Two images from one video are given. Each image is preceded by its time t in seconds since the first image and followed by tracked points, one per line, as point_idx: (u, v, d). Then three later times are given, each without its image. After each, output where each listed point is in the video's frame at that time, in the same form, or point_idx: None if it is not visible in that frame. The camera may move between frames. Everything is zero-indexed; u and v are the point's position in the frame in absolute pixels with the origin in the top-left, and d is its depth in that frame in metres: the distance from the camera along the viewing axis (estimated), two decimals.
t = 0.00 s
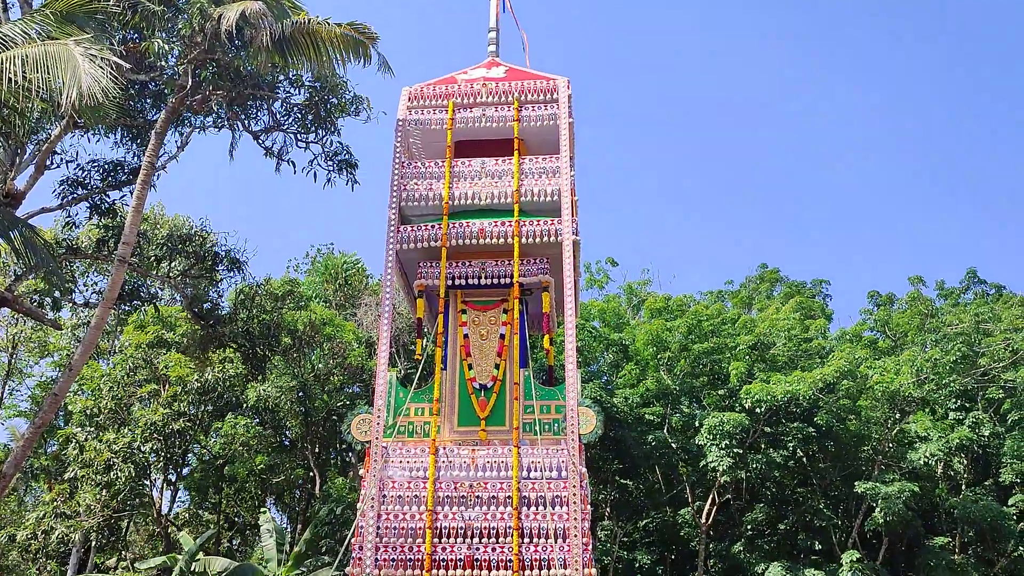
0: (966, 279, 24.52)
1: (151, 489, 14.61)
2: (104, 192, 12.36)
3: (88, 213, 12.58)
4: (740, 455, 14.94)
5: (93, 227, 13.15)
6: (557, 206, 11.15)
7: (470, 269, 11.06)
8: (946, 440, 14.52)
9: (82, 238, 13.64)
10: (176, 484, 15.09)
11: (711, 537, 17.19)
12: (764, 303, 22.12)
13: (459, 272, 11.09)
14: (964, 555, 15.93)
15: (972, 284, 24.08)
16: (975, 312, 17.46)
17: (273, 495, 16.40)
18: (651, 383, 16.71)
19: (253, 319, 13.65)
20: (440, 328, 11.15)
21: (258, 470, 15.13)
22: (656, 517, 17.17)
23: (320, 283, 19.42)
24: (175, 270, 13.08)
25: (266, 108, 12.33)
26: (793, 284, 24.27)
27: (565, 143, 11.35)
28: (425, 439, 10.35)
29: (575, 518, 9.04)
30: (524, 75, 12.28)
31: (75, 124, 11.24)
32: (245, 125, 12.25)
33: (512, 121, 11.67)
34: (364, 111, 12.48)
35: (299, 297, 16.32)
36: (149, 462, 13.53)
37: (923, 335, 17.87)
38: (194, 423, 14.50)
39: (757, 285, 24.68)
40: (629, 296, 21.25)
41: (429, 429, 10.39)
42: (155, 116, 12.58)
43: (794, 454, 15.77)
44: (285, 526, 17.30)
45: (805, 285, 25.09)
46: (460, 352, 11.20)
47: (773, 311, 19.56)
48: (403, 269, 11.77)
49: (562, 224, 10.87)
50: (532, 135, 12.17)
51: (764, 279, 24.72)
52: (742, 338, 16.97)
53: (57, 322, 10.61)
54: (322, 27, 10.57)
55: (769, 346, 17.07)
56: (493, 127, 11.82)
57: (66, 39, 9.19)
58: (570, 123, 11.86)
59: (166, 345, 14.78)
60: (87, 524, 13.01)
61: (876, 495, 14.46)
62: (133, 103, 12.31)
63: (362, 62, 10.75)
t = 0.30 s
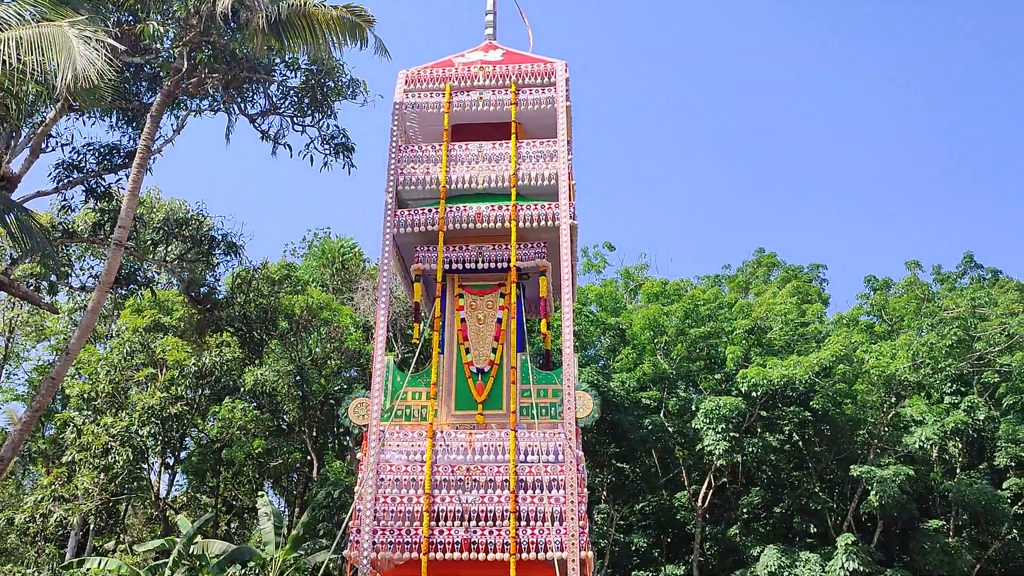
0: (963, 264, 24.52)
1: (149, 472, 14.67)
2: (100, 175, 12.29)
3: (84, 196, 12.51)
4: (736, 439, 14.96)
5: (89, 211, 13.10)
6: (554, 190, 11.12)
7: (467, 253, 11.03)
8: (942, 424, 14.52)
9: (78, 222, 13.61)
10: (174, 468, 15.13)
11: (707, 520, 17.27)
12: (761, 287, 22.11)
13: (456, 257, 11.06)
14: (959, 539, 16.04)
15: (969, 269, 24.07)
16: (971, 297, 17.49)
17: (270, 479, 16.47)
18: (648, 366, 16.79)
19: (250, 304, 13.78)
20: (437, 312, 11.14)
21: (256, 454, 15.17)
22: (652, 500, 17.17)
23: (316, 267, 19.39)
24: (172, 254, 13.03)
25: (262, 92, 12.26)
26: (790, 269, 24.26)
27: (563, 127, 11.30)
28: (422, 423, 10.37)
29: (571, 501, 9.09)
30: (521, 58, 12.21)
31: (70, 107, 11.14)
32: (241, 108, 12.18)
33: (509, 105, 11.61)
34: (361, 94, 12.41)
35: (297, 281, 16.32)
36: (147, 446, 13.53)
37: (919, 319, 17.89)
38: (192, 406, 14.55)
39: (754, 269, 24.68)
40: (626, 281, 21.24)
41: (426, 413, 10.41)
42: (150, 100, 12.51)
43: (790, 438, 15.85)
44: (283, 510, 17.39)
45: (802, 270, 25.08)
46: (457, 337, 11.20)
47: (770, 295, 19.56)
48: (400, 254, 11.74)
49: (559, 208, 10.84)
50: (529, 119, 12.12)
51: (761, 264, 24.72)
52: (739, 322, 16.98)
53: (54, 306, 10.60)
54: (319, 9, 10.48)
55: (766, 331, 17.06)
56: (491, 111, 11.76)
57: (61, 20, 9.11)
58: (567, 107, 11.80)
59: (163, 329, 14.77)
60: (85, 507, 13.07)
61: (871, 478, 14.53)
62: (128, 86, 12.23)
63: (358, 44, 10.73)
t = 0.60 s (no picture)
0: (958, 249, 24.54)
1: (145, 455, 14.71)
2: (94, 158, 12.22)
3: (79, 180, 12.44)
4: (732, 422, 15.01)
5: (83, 194, 13.04)
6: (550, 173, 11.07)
7: (463, 237, 11.01)
8: (936, 408, 14.53)
9: (72, 206, 13.54)
10: (170, 452, 15.17)
11: (701, 503, 17.39)
12: (757, 272, 22.13)
13: (453, 241, 11.05)
14: (951, 521, 16.15)
15: (965, 253, 24.10)
16: (966, 281, 17.53)
17: (266, 462, 16.55)
18: (643, 350, 16.80)
19: (245, 287, 13.65)
20: (432, 296, 11.14)
21: (252, 438, 15.21)
22: (648, 483, 17.37)
23: (312, 252, 19.36)
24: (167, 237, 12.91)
25: (256, 74, 12.20)
26: (786, 254, 24.28)
27: (559, 110, 11.23)
28: (418, 407, 10.40)
29: (567, 484, 9.13)
30: (518, 41, 12.12)
31: (64, 89, 11.04)
32: (236, 91, 12.12)
33: (505, 88, 11.54)
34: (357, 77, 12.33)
35: (293, 265, 16.30)
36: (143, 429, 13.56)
37: (914, 304, 17.93)
38: (188, 390, 14.56)
39: (750, 254, 24.69)
40: (622, 265, 21.24)
41: (422, 397, 10.44)
42: (144, 83, 12.43)
43: (784, 422, 15.94)
44: (279, 493, 17.47)
45: (798, 254, 25.09)
46: (452, 320, 11.21)
47: (765, 280, 19.58)
48: (396, 237, 11.72)
49: (556, 192, 10.80)
50: (525, 101, 12.05)
51: (757, 248, 24.72)
52: (734, 306, 17.00)
53: (49, 289, 10.56)
54: None
55: (761, 315, 17.08)
56: (487, 94, 11.68)
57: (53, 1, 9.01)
58: (564, 90, 11.73)
59: (158, 313, 14.81)
60: (81, 490, 13.06)
61: (865, 462, 14.63)
62: (122, 68, 12.14)
63: (353, 28, 10.57)
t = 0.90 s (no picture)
0: (953, 234, 24.58)
1: (141, 439, 14.73)
2: (88, 141, 12.14)
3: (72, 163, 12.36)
4: (726, 406, 15.07)
5: (77, 177, 12.98)
6: (546, 157, 11.04)
7: (458, 222, 10.98)
8: (928, 392, 14.60)
9: (66, 189, 13.49)
10: (166, 435, 15.22)
11: (696, 486, 17.51)
12: (753, 256, 22.14)
13: (448, 225, 11.02)
14: (943, 504, 16.25)
15: (959, 239, 24.14)
16: (961, 266, 17.55)
17: (262, 446, 16.60)
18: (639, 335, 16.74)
19: (240, 271, 13.62)
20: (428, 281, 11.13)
21: (248, 422, 15.24)
22: (642, 467, 17.45)
23: (308, 236, 19.32)
24: (162, 222, 12.93)
25: (251, 57, 12.10)
26: (781, 238, 24.30)
27: (555, 93, 11.18)
28: (414, 390, 10.42)
29: (562, 467, 9.16)
30: (513, 24, 12.05)
31: (56, 71, 10.95)
32: (230, 74, 12.03)
33: (501, 71, 11.48)
34: (352, 60, 12.25)
35: (288, 249, 16.26)
36: (139, 413, 13.61)
37: (908, 288, 17.98)
38: (183, 373, 14.55)
39: (745, 238, 24.71)
40: (618, 250, 21.23)
41: (418, 380, 10.46)
42: (137, 65, 12.34)
43: (778, 406, 16.03)
44: (275, 477, 17.53)
45: (793, 239, 25.11)
46: (448, 305, 11.21)
47: (761, 264, 19.59)
48: (391, 222, 11.69)
49: (552, 175, 10.77)
50: (521, 85, 11.99)
51: (752, 232, 24.71)
52: (729, 291, 17.03)
53: (42, 274, 10.51)
54: None
55: (756, 300, 17.08)
56: (482, 77, 11.62)
57: None
58: (560, 74, 11.67)
59: (154, 298, 14.85)
60: (77, 473, 13.09)
61: (859, 445, 14.69)
62: (115, 50, 12.04)
63: (349, 11, 10.50)
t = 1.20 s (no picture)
0: (947, 217, 24.59)
1: (135, 421, 14.74)
2: (79, 122, 12.04)
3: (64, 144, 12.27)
4: (720, 388, 15.11)
5: (68, 158, 12.88)
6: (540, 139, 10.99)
7: (452, 204, 10.94)
8: (921, 374, 14.67)
9: (57, 170, 13.39)
10: (160, 417, 15.24)
11: (689, 468, 17.64)
12: (747, 239, 22.13)
13: (442, 207, 10.98)
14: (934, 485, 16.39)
15: (953, 222, 24.16)
16: (955, 249, 17.56)
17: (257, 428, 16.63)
18: (633, 318, 16.77)
19: (234, 254, 13.58)
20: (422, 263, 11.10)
21: (242, 403, 15.25)
22: (635, 449, 17.52)
23: (301, 218, 19.25)
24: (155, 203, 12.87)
25: (243, 37, 11.94)
26: (776, 221, 24.29)
27: (550, 74, 11.11)
28: (408, 373, 10.43)
29: (556, 449, 9.20)
30: (508, 5, 11.95)
31: (46, 51, 10.84)
32: (223, 55, 11.89)
33: (496, 53, 11.39)
34: (346, 41, 12.13)
35: (281, 231, 16.19)
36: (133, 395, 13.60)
37: (902, 271, 18.01)
38: (177, 355, 14.57)
39: (740, 221, 24.70)
40: (612, 233, 21.20)
41: (412, 363, 10.46)
42: (128, 44, 12.20)
43: (772, 388, 16.10)
44: (270, 459, 17.58)
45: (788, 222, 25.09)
46: (442, 287, 11.19)
47: (755, 247, 19.58)
48: (385, 204, 11.64)
49: (546, 157, 10.73)
50: (515, 66, 11.92)
51: (747, 215, 24.68)
52: (723, 273, 17.03)
53: (35, 256, 10.46)
54: None
55: (750, 282, 17.08)
56: (477, 58, 11.53)
57: None
58: (555, 55, 11.60)
59: (147, 280, 14.79)
60: (71, 455, 13.13)
61: (850, 428, 14.76)
62: (106, 29, 11.90)
63: None
